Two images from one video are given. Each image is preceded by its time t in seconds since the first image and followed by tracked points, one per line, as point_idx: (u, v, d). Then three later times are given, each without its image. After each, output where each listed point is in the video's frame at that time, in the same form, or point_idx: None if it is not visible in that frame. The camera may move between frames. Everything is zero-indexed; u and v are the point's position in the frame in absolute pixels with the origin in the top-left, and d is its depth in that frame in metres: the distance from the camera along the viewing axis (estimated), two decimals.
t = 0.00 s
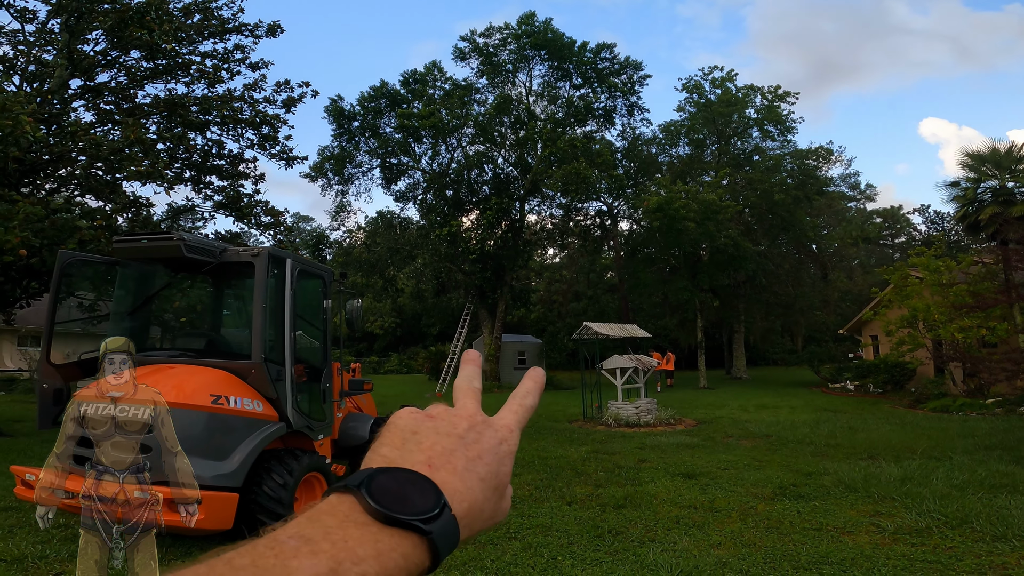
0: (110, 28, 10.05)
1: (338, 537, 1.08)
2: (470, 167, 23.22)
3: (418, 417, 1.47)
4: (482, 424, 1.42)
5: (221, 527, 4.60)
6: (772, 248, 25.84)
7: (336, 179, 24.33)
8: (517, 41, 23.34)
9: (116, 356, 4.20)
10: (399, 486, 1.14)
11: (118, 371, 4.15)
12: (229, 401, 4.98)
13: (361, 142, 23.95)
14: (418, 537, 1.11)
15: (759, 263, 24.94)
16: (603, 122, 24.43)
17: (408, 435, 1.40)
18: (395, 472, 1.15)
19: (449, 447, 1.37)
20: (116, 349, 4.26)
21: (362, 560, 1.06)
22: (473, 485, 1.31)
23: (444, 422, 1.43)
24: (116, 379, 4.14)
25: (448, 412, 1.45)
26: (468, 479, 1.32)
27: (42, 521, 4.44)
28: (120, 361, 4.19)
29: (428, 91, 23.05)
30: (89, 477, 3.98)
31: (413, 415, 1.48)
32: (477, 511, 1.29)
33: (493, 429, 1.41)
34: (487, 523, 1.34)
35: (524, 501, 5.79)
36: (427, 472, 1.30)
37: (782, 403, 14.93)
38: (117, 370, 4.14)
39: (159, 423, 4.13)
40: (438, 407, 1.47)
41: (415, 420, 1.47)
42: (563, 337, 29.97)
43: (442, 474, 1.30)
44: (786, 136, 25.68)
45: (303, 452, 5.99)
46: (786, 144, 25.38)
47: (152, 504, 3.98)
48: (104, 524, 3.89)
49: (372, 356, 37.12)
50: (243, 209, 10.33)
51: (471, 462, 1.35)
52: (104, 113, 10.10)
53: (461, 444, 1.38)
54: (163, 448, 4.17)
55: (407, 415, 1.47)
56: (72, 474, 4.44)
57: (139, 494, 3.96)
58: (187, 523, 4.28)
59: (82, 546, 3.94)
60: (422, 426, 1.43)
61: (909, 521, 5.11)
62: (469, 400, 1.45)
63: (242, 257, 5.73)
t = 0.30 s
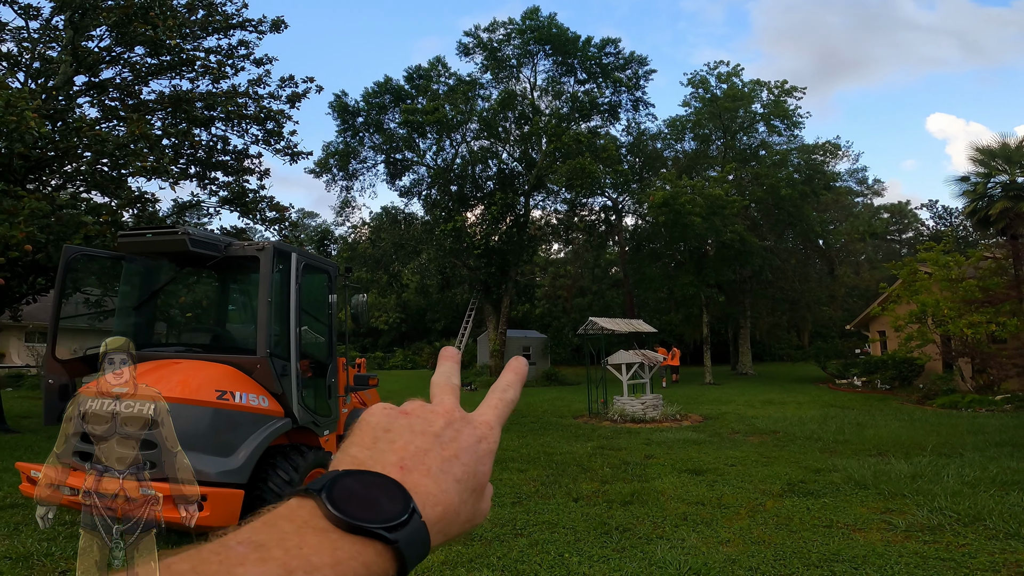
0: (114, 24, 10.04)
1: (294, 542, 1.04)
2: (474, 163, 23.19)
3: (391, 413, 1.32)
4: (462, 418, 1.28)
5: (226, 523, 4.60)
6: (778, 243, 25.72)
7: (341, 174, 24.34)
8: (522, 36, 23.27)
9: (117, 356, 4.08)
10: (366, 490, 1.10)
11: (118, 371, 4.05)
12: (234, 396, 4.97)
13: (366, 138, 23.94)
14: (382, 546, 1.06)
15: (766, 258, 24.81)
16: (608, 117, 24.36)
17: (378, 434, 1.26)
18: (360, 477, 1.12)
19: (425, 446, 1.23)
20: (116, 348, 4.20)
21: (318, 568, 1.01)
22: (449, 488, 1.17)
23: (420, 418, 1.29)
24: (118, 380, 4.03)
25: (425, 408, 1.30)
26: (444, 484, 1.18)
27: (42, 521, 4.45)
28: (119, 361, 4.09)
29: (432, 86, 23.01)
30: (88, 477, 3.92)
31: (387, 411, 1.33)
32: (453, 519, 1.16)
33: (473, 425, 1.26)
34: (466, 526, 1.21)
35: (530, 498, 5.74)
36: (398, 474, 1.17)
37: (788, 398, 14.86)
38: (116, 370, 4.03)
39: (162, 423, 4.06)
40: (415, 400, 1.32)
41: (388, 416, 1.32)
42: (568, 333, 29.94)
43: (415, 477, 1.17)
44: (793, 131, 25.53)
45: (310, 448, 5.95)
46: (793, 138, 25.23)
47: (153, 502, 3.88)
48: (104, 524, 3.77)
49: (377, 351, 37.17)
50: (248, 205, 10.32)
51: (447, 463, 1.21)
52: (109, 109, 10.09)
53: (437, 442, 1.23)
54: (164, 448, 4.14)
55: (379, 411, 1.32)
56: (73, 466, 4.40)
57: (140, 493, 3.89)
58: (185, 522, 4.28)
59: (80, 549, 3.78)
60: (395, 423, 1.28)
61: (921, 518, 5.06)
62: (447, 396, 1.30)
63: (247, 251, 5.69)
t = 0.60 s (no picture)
0: (115, 18, 9.96)
1: (270, 505, 1.15)
2: (478, 158, 23.06)
3: (380, 373, 1.49)
4: (451, 380, 1.45)
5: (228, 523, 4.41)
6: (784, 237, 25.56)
7: (344, 170, 24.24)
8: (525, 31, 23.15)
9: (117, 357, 4.01)
10: (349, 453, 1.23)
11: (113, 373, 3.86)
12: (235, 391, 4.88)
13: (369, 133, 23.83)
14: (365, 508, 1.17)
15: (772, 252, 24.64)
16: (612, 111, 24.19)
17: (368, 396, 1.41)
18: (343, 438, 1.25)
19: (414, 408, 1.38)
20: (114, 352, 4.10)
21: (295, 530, 1.11)
22: (438, 451, 1.32)
23: (409, 380, 1.45)
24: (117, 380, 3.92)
25: (415, 369, 1.47)
26: (433, 445, 1.34)
27: (45, 519, 4.40)
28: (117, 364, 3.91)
29: (435, 82, 22.88)
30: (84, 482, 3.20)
31: (376, 373, 1.49)
32: (442, 480, 1.30)
33: (462, 387, 1.43)
34: (453, 488, 1.35)
35: (537, 494, 5.68)
36: (386, 435, 1.31)
37: (796, 393, 14.73)
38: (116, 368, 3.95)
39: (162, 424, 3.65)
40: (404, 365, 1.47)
41: (376, 377, 1.49)
42: (573, 329, 29.83)
43: (403, 438, 1.31)
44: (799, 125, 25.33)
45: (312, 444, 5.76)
46: (799, 132, 25.05)
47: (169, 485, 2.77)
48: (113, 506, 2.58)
49: (381, 348, 37.09)
50: (251, 200, 10.25)
51: (437, 425, 1.37)
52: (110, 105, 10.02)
53: (427, 404, 1.40)
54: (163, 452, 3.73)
55: (369, 372, 1.48)
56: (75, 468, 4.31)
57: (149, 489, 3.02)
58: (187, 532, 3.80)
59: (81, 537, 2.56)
60: (384, 385, 1.45)
61: (940, 514, 4.96)
62: (437, 358, 1.47)
63: (248, 242, 5.61)
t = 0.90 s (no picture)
0: (108, 9, 9.72)
1: (270, 524, 1.13)
2: (481, 151, 22.83)
3: (387, 389, 1.37)
4: (461, 399, 1.34)
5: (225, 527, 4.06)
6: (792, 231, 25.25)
7: (346, 165, 24.05)
8: (527, 23, 22.87)
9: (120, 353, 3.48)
10: (349, 473, 1.17)
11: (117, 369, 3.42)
12: (220, 386, 4.66)
13: (370, 128, 23.61)
14: (366, 530, 1.12)
15: (780, 245, 24.34)
16: (616, 104, 23.91)
17: (371, 411, 1.32)
18: (343, 457, 1.19)
19: (421, 426, 1.28)
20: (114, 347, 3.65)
21: (293, 552, 1.09)
22: (444, 474, 1.23)
23: (417, 395, 1.34)
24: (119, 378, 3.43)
25: (425, 383, 1.36)
26: (438, 467, 1.23)
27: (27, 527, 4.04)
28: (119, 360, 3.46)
29: (437, 75, 22.60)
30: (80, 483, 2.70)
31: (382, 386, 1.38)
32: (447, 503, 1.22)
33: (472, 406, 1.32)
34: (461, 507, 1.27)
35: (543, 495, 5.44)
36: (389, 454, 1.23)
37: (807, 389, 14.47)
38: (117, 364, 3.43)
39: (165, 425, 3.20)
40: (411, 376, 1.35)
41: (382, 391, 1.38)
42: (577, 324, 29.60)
43: (408, 459, 1.22)
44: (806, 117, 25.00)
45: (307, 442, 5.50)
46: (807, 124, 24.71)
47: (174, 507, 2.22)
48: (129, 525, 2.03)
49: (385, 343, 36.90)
50: (249, 192, 10.04)
51: (444, 446, 1.27)
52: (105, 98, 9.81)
53: (434, 423, 1.29)
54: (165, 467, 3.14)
55: (374, 386, 1.37)
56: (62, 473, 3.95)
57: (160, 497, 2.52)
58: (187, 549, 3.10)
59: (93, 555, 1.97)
60: (388, 401, 1.34)
61: (972, 514, 4.72)
62: (448, 373, 1.36)
63: (236, 229, 5.37)
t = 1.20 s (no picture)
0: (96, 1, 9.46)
1: (246, 516, 1.29)
2: (483, 148, 22.51)
3: (370, 393, 1.57)
4: (440, 401, 1.49)
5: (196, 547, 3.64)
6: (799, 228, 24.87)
7: (347, 161, 23.75)
8: (530, 17, 22.54)
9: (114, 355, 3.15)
10: (326, 470, 1.34)
11: (116, 370, 3.07)
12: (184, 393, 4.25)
13: (371, 123, 23.26)
14: (339, 523, 1.28)
15: (788, 243, 23.96)
16: (621, 99, 23.51)
17: (354, 413, 1.50)
18: (322, 455, 1.36)
19: (400, 427, 1.45)
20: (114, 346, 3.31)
21: (266, 539, 1.23)
22: (420, 470, 1.38)
23: (398, 399, 1.51)
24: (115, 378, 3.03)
25: (407, 389, 1.53)
26: (414, 465, 1.39)
27: None
28: (120, 360, 3.12)
29: (438, 70, 22.30)
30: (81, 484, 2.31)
31: (365, 392, 1.57)
32: (424, 499, 1.36)
33: (449, 408, 1.47)
34: (439, 503, 1.41)
35: (544, 506, 5.15)
36: (366, 453, 1.39)
37: (816, 390, 14.14)
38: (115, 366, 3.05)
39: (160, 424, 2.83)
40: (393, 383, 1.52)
41: (366, 396, 1.57)
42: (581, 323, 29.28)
43: (384, 457, 1.39)
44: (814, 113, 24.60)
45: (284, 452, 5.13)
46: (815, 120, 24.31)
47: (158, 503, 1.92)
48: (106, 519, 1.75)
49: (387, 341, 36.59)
50: (241, 187, 9.75)
51: (420, 446, 1.42)
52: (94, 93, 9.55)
53: (413, 424, 1.45)
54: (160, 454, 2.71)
55: (358, 392, 1.57)
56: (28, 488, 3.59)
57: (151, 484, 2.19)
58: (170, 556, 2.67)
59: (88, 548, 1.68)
60: (371, 405, 1.52)
61: (1014, 530, 4.42)
62: (432, 376, 1.53)
63: (206, 222, 4.92)
